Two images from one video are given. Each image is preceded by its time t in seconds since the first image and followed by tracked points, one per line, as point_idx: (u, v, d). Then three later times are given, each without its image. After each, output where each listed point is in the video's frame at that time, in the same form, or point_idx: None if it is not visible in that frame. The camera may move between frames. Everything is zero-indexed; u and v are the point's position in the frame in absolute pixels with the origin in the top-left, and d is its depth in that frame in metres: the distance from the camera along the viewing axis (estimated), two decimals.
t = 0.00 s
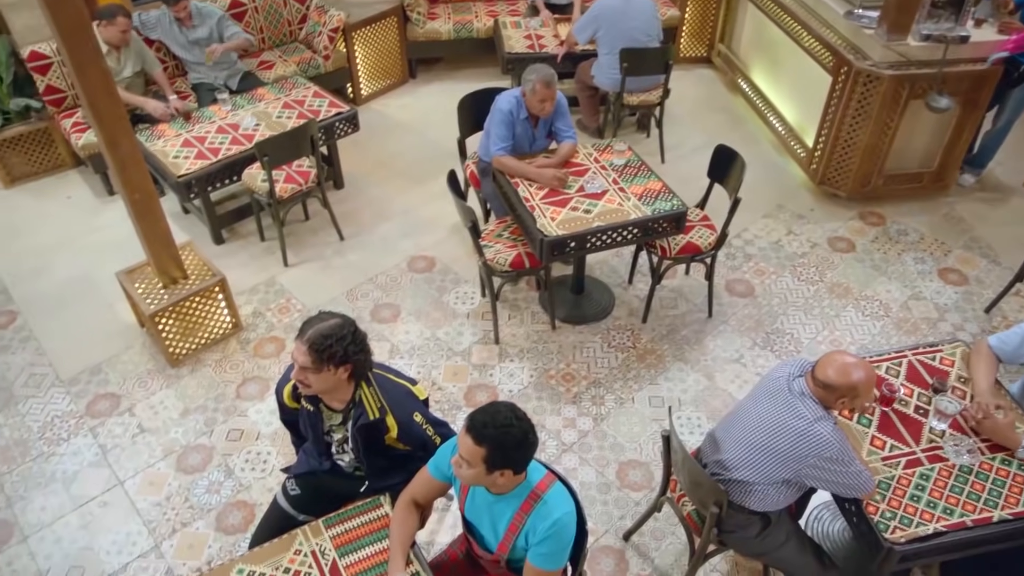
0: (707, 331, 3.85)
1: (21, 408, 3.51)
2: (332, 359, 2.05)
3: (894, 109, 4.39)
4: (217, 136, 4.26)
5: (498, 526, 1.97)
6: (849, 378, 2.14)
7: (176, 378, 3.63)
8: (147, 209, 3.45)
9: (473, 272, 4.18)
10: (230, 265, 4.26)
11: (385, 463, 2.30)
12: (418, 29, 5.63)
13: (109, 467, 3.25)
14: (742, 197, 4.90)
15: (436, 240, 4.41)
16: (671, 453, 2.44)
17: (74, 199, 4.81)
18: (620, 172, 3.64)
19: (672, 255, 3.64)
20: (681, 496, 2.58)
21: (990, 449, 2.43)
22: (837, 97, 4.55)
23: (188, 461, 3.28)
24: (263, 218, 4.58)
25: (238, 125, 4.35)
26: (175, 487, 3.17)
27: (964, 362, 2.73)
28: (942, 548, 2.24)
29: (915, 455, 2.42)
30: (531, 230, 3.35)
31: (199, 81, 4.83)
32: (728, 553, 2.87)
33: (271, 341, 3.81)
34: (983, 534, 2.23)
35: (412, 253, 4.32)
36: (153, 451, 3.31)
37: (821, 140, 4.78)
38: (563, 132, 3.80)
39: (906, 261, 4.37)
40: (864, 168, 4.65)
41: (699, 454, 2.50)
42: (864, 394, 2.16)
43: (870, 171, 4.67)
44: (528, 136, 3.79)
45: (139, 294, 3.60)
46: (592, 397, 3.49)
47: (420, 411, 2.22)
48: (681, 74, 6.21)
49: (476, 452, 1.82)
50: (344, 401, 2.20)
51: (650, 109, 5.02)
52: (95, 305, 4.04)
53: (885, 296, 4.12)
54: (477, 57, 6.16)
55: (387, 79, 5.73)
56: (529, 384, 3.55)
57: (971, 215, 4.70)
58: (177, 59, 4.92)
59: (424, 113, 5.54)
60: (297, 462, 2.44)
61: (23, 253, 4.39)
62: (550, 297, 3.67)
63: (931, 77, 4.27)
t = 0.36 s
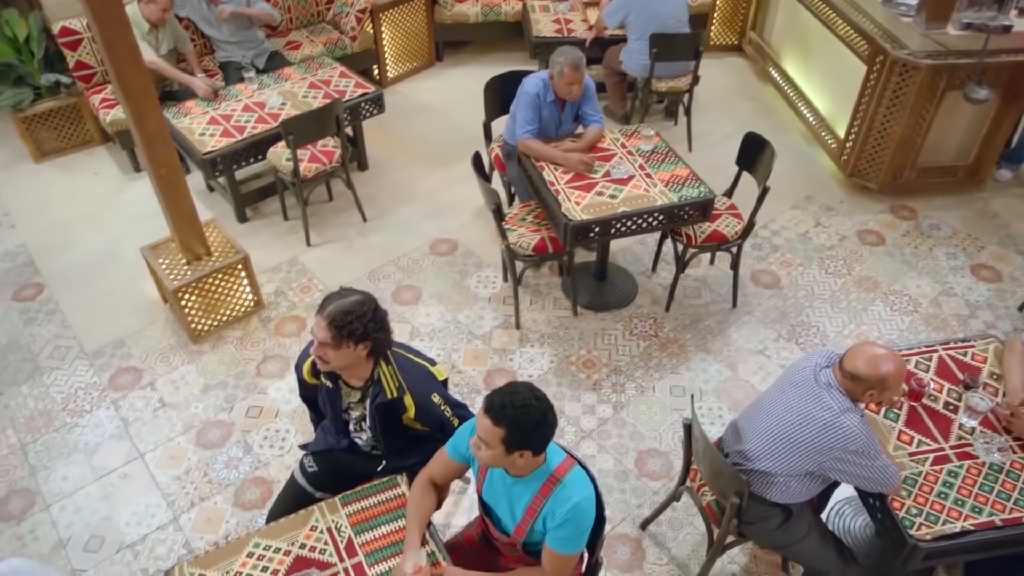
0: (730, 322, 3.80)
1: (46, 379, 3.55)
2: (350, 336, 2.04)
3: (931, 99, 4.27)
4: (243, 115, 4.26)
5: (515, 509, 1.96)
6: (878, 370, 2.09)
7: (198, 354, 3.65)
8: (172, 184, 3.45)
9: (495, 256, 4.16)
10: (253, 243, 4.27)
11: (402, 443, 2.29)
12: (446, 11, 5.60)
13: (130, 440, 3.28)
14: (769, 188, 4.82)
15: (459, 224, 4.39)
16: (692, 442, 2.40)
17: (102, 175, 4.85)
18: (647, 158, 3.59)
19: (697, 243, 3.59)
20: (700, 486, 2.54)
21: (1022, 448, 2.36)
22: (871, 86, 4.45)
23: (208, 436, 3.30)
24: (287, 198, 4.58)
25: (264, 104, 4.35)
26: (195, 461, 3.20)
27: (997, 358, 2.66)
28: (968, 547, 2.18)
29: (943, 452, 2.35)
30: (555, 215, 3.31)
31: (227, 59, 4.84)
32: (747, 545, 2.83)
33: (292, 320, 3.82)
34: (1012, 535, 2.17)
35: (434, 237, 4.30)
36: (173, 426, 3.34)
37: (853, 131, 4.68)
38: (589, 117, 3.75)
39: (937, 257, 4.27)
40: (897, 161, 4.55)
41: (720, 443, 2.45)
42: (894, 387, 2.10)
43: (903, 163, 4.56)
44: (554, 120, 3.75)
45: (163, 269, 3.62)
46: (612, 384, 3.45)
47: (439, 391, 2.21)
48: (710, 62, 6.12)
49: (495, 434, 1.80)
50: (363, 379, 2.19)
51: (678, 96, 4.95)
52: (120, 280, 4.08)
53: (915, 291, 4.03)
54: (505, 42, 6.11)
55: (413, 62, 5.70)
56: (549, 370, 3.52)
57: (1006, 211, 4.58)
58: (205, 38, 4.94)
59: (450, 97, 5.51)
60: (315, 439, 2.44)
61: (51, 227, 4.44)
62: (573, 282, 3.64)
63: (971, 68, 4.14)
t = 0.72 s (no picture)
0: (753, 312, 3.74)
1: (68, 351, 3.59)
2: (369, 313, 2.02)
3: (966, 89, 4.16)
4: (267, 93, 4.26)
5: (533, 491, 1.94)
6: (908, 361, 2.03)
7: (217, 331, 3.67)
8: (195, 159, 3.45)
9: (516, 240, 4.13)
10: (275, 222, 4.28)
11: (419, 422, 2.28)
12: None
13: (149, 414, 3.30)
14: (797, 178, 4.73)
15: (481, 207, 4.37)
16: (712, 430, 2.36)
17: (127, 152, 4.88)
18: (673, 143, 3.53)
19: (722, 231, 3.53)
20: (719, 475, 2.50)
21: None
22: (904, 75, 4.34)
23: (226, 412, 3.31)
24: (309, 177, 4.58)
25: (288, 83, 4.34)
26: (212, 437, 3.21)
27: None
28: (995, 545, 2.13)
29: (971, 447, 2.29)
30: (578, 198, 3.27)
31: (252, 38, 4.84)
32: (764, 537, 2.79)
33: (312, 299, 3.82)
34: None
35: (456, 219, 4.28)
36: (192, 401, 3.35)
37: (885, 120, 4.58)
38: (615, 100, 3.69)
39: (968, 251, 4.17)
40: (929, 152, 4.44)
41: (741, 432, 2.41)
42: (923, 378, 2.05)
43: (936, 155, 4.45)
44: (579, 103, 3.70)
45: (185, 245, 3.64)
46: (632, 371, 3.42)
47: (458, 370, 2.18)
48: (739, 50, 6.01)
49: (516, 422, 1.77)
50: (381, 356, 2.17)
51: (706, 82, 4.86)
52: (143, 256, 4.10)
53: (944, 286, 3.94)
54: (531, 26, 6.05)
55: (438, 44, 5.66)
56: (568, 355, 3.49)
57: None
58: (230, 16, 4.94)
59: (474, 80, 5.46)
60: (331, 416, 2.44)
61: (76, 201, 4.47)
62: (594, 268, 3.61)
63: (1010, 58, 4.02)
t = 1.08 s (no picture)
0: (776, 303, 3.68)
1: (89, 325, 3.61)
2: (385, 293, 1.98)
3: (1004, 81, 4.04)
4: (290, 72, 4.24)
5: (550, 476, 1.91)
6: (937, 352, 1.97)
7: (236, 309, 3.67)
8: (217, 135, 3.45)
9: (537, 225, 4.09)
10: (295, 202, 4.27)
11: (436, 403, 2.28)
12: None
13: (167, 389, 3.32)
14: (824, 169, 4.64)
15: (502, 191, 4.34)
16: (733, 419, 2.31)
17: (151, 130, 4.90)
18: (699, 129, 3.47)
19: (747, 220, 3.47)
20: (738, 466, 2.46)
21: None
22: (940, 64, 4.23)
23: (243, 389, 3.32)
24: (331, 158, 4.57)
25: (312, 63, 4.32)
26: (229, 414, 3.22)
27: None
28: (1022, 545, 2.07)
29: (1000, 444, 2.23)
30: (601, 183, 3.22)
31: (277, 18, 4.83)
32: (782, 530, 2.75)
33: (331, 280, 3.82)
34: None
35: (477, 203, 4.25)
36: (209, 378, 3.36)
37: (917, 111, 4.47)
38: (641, 84, 3.63)
39: (999, 247, 4.06)
40: (962, 145, 4.33)
41: (763, 422, 2.36)
42: (953, 371, 1.99)
43: (969, 148, 4.34)
44: (605, 86, 3.64)
45: (205, 223, 3.64)
46: (651, 359, 3.38)
47: (477, 349, 2.16)
48: (768, 38, 5.90)
49: (530, 423, 1.73)
50: (400, 334, 2.14)
51: (733, 70, 4.78)
52: (165, 232, 4.12)
53: (974, 281, 3.85)
54: (556, 10, 5.98)
55: (462, 28, 5.62)
56: (586, 342, 3.46)
57: None
58: None
59: (498, 64, 5.42)
60: (348, 394, 2.42)
61: (99, 177, 4.50)
62: (616, 255, 3.57)
63: None
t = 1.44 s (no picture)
0: (799, 296, 3.62)
1: (108, 301, 3.63)
2: (404, 270, 1.97)
3: None
4: (313, 54, 4.23)
5: (571, 462, 1.88)
6: (966, 344, 1.91)
7: (254, 289, 3.67)
8: (239, 114, 3.44)
9: (557, 212, 4.06)
10: (315, 184, 4.27)
11: (451, 385, 2.25)
12: None
13: (184, 366, 3.33)
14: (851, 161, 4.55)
15: (523, 177, 4.30)
16: (753, 409, 2.27)
17: (174, 110, 4.91)
18: (724, 117, 3.41)
19: (771, 210, 3.41)
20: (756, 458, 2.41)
21: None
22: (974, 56, 4.13)
23: (259, 369, 3.32)
24: (351, 141, 4.56)
25: (335, 44, 4.30)
26: (245, 393, 3.22)
27: None
28: None
29: None
30: (624, 169, 3.17)
31: None
32: (799, 525, 2.70)
33: (349, 262, 3.81)
34: None
35: (497, 189, 4.22)
36: (226, 356, 3.37)
37: (949, 104, 4.37)
38: (666, 71, 3.57)
39: None
40: (995, 140, 4.22)
41: (783, 414, 2.31)
42: (983, 364, 1.93)
43: (1001, 143, 4.23)
44: (629, 72, 3.59)
45: (225, 202, 3.64)
46: (670, 350, 3.34)
47: (494, 331, 2.13)
48: (796, 29, 5.81)
49: (547, 413, 1.70)
50: (416, 314, 2.12)
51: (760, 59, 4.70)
52: (185, 212, 4.13)
53: (1003, 279, 3.76)
54: None
55: (486, 14, 5.58)
56: (605, 330, 3.42)
57: None
58: None
59: (522, 50, 5.37)
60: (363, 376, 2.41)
61: (121, 156, 4.52)
62: (636, 243, 3.52)
63: None
